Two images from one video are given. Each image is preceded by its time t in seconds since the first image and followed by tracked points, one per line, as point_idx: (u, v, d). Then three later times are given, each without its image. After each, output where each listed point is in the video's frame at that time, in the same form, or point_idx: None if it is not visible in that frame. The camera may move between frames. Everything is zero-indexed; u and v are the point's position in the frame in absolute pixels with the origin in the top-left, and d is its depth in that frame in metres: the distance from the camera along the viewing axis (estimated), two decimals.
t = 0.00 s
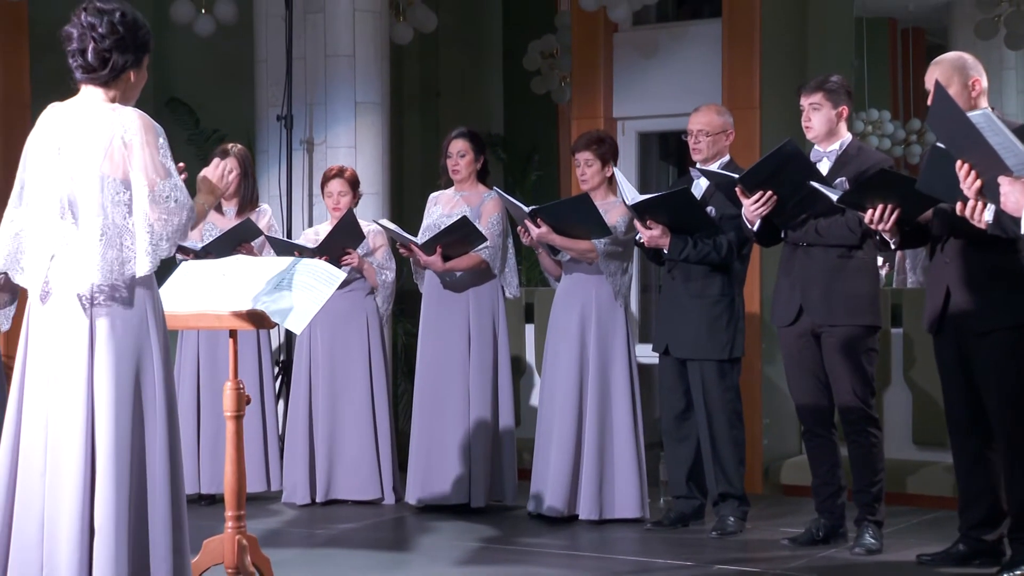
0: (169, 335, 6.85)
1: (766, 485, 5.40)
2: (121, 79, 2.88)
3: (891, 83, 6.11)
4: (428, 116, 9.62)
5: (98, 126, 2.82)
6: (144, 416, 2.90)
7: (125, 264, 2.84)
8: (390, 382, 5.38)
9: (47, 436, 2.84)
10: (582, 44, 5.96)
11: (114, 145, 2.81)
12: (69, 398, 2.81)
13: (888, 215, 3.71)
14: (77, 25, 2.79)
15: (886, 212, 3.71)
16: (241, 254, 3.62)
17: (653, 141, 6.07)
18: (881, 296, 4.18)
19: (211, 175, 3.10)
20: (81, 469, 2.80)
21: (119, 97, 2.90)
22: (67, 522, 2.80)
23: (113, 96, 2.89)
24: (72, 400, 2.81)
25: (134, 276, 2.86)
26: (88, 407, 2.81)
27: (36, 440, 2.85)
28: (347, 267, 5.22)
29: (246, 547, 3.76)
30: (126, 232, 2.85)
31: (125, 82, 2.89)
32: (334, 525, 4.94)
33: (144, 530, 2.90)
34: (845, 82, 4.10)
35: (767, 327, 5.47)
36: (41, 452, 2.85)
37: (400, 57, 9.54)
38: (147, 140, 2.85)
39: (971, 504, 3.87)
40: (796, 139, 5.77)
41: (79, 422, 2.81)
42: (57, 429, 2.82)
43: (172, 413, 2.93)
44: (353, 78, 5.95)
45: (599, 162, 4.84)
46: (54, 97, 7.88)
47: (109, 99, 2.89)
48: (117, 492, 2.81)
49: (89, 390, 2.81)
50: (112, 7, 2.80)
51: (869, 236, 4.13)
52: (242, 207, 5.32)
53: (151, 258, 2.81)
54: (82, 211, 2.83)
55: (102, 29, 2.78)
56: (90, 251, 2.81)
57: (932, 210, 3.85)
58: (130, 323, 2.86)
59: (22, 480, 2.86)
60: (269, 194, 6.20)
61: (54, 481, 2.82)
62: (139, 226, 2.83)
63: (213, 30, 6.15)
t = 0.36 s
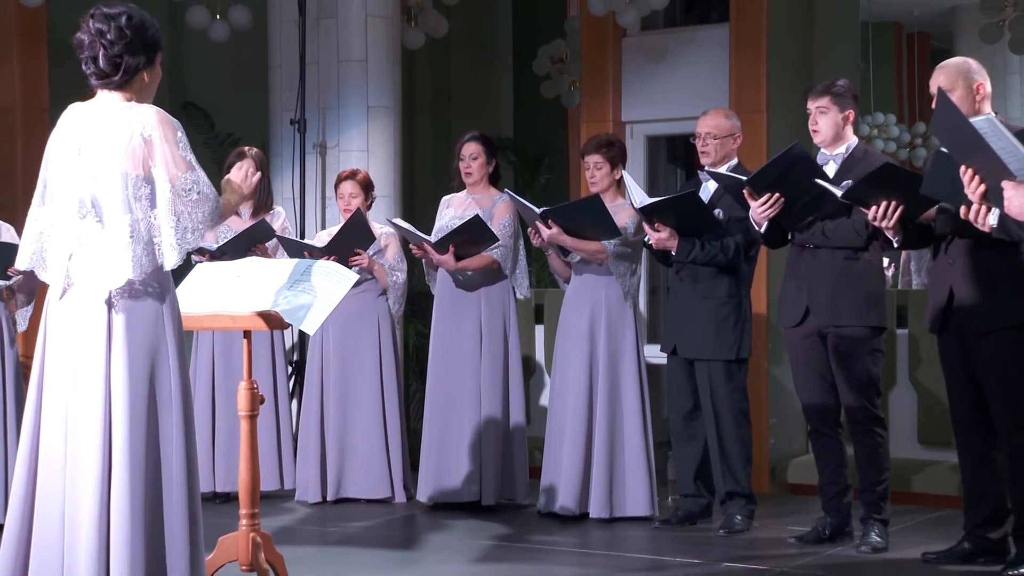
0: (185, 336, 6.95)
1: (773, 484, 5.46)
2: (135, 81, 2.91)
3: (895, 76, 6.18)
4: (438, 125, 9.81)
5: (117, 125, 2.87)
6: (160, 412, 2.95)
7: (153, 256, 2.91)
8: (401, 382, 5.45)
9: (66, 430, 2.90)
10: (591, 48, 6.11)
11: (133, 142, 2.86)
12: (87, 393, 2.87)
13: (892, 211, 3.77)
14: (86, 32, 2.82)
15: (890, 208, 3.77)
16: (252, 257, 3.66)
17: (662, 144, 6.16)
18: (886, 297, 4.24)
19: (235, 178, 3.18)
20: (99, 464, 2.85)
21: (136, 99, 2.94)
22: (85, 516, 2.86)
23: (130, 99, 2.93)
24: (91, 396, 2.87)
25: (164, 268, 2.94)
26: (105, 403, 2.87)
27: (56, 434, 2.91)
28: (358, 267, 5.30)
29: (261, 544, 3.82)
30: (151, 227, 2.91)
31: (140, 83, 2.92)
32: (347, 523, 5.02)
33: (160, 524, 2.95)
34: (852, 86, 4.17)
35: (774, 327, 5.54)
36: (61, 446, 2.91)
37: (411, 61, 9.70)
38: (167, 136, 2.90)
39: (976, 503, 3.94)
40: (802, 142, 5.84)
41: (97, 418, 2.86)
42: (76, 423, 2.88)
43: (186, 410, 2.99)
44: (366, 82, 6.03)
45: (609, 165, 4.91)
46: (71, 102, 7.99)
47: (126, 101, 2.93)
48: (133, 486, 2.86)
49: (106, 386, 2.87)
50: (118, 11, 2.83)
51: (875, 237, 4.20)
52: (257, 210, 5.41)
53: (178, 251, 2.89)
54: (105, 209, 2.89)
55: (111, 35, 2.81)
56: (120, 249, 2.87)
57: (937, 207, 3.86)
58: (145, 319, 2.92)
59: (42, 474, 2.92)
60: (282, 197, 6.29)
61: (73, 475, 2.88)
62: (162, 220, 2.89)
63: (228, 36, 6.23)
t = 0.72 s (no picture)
0: (201, 337, 7.05)
1: (783, 483, 5.52)
2: (151, 80, 2.95)
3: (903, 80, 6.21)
4: (452, 129, 9.95)
5: (135, 125, 2.89)
6: (176, 406, 2.98)
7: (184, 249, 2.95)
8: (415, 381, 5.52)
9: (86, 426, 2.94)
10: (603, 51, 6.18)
11: (154, 140, 2.89)
12: (105, 389, 2.91)
13: (899, 208, 3.81)
14: (101, 34, 2.86)
15: (897, 205, 3.81)
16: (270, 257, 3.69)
17: (672, 146, 6.24)
18: (894, 298, 4.30)
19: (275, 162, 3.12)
20: (118, 458, 2.89)
21: (152, 98, 2.98)
22: (106, 509, 2.90)
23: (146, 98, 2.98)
24: (109, 391, 2.90)
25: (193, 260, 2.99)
26: (122, 398, 2.90)
27: (76, 429, 2.95)
28: (373, 267, 5.37)
29: (277, 540, 3.89)
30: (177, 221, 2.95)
31: (156, 82, 2.97)
32: (362, 521, 5.08)
33: (178, 516, 2.99)
34: (862, 88, 4.23)
35: (783, 328, 5.60)
36: (80, 442, 2.95)
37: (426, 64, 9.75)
38: (185, 131, 2.93)
39: (984, 501, 3.98)
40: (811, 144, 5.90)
41: (115, 414, 2.90)
42: (95, 419, 2.92)
43: (202, 404, 3.01)
44: (380, 86, 6.11)
45: (620, 166, 4.97)
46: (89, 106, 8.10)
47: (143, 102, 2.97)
48: (152, 481, 2.90)
49: (124, 382, 2.90)
50: (132, 13, 2.86)
51: (885, 238, 4.24)
52: (272, 211, 5.50)
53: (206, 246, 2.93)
54: (126, 207, 2.92)
55: (126, 37, 2.85)
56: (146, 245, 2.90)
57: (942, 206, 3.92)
58: (162, 313, 2.95)
59: (63, 470, 2.96)
60: (297, 199, 6.37)
61: (93, 470, 2.92)
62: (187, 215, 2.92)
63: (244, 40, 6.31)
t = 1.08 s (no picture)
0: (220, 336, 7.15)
1: (795, 482, 5.56)
2: (174, 82, 2.82)
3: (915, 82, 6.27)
4: (468, 130, 9.99)
5: (150, 125, 2.73)
6: (196, 405, 2.82)
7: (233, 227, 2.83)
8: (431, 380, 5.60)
9: (107, 421, 2.79)
10: (616, 55, 6.25)
11: (173, 139, 2.72)
12: (127, 383, 2.76)
13: (909, 207, 3.87)
14: (131, 30, 2.75)
15: (908, 204, 3.87)
16: (289, 259, 3.71)
17: (684, 149, 6.33)
18: (905, 298, 4.35)
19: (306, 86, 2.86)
20: (139, 456, 2.74)
21: (169, 102, 2.82)
22: (127, 507, 2.75)
23: (168, 100, 2.82)
24: (130, 386, 2.75)
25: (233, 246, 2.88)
26: (143, 394, 2.75)
27: (97, 426, 2.80)
28: (390, 268, 5.45)
29: (295, 538, 3.91)
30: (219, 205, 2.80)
31: (176, 85, 2.82)
32: (379, 518, 5.15)
33: (200, 519, 2.85)
34: (874, 91, 4.29)
35: (795, 328, 5.65)
36: (102, 438, 2.81)
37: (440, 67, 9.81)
38: (206, 125, 2.76)
39: (995, 499, 4.03)
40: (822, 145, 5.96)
41: (135, 411, 2.75)
42: (116, 415, 2.77)
43: (223, 403, 2.86)
44: (396, 89, 6.18)
45: (633, 168, 5.03)
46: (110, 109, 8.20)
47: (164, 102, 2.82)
48: (175, 477, 2.75)
49: (145, 376, 2.75)
50: (165, 14, 2.77)
51: (897, 239, 4.31)
52: (289, 212, 5.58)
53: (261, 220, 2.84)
54: (151, 205, 2.76)
55: (155, 33, 2.74)
56: (190, 239, 2.79)
57: (949, 206, 4.00)
58: (182, 309, 2.80)
59: (84, 466, 2.82)
60: (315, 200, 6.46)
61: (114, 468, 2.77)
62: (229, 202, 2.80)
63: (262, 44, 6.40)
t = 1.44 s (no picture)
0: (236, 337, 7.24)
1: (803, 480, 5.62)
2: (208, 110, 2.94)
3: (923, 86, 6.34)
4: (479, 131, 10.27)
5: (167, 141, 2.84)
6: (200, 418, 2.89)
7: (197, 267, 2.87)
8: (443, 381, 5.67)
9: (119, 430, 2.89)
10: (627, 58, 6.32)
11: (183, 159, 2.82)
12: (135, 396, 2.85)
13: (918, 210, 3.92)
14: (175, 56, 2.89)
15: (915, 208, 3.92)
16: (304, 260, 3.69)
17: (693, 151, 6.41)
18: (914, 299, 4.40)
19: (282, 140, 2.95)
20: (146, 467, 2.83)
21: (202, 128, 2.94)
22: (136, 515, 2.85)
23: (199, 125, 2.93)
24: (139, 398, 2.84)
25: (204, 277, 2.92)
26: (152, 406, 2.84)
27: (110, 435, 2.91)
28: (403, 268, 5.53)
29: (311, 535, 3.93)
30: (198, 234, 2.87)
31: (211, 112, 2.94)
32: (392, 516, 5.22)
33: (204, 527, 2.91)
34: (883, 94, 4.33)
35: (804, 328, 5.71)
36: (114, 447, 2.91)
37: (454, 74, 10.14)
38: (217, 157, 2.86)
39: (1003, 498, 4.08)
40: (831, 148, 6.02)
41: (144, 421, 2.84)
42: (126, 425, 2.87)
43: (229, 416, 2.92)
44: (410, 93, 6.26)
45: (642, 171, 5.10)
46: (128, 113, 8.30)
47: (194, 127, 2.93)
48: (181, 487, 2.84)
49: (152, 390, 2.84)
50: (208, 45, 2.92)
51: (906, 241, 4.35)
52: (302, 214, 5.66)
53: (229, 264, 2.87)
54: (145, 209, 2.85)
55: (197, 60, 2.88)
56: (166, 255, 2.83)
57: (959, 209, 4.04)
58: (190, 323, 2.87)
59: (97, 473, 2.92)
60: (330, 203, 6.55)
61: (125, 476, 2.87)
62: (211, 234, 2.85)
63: (278, 49, 6.49)
